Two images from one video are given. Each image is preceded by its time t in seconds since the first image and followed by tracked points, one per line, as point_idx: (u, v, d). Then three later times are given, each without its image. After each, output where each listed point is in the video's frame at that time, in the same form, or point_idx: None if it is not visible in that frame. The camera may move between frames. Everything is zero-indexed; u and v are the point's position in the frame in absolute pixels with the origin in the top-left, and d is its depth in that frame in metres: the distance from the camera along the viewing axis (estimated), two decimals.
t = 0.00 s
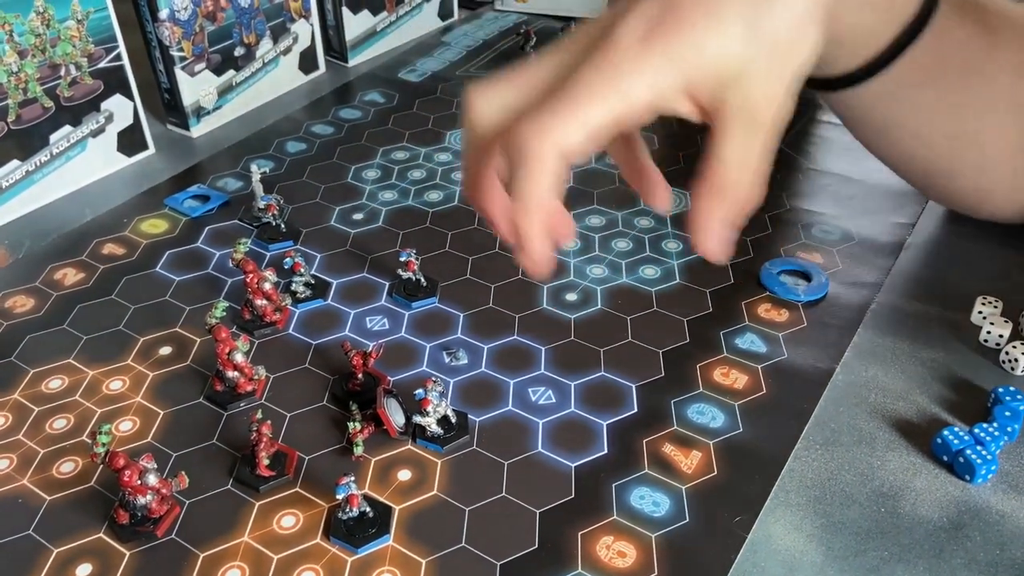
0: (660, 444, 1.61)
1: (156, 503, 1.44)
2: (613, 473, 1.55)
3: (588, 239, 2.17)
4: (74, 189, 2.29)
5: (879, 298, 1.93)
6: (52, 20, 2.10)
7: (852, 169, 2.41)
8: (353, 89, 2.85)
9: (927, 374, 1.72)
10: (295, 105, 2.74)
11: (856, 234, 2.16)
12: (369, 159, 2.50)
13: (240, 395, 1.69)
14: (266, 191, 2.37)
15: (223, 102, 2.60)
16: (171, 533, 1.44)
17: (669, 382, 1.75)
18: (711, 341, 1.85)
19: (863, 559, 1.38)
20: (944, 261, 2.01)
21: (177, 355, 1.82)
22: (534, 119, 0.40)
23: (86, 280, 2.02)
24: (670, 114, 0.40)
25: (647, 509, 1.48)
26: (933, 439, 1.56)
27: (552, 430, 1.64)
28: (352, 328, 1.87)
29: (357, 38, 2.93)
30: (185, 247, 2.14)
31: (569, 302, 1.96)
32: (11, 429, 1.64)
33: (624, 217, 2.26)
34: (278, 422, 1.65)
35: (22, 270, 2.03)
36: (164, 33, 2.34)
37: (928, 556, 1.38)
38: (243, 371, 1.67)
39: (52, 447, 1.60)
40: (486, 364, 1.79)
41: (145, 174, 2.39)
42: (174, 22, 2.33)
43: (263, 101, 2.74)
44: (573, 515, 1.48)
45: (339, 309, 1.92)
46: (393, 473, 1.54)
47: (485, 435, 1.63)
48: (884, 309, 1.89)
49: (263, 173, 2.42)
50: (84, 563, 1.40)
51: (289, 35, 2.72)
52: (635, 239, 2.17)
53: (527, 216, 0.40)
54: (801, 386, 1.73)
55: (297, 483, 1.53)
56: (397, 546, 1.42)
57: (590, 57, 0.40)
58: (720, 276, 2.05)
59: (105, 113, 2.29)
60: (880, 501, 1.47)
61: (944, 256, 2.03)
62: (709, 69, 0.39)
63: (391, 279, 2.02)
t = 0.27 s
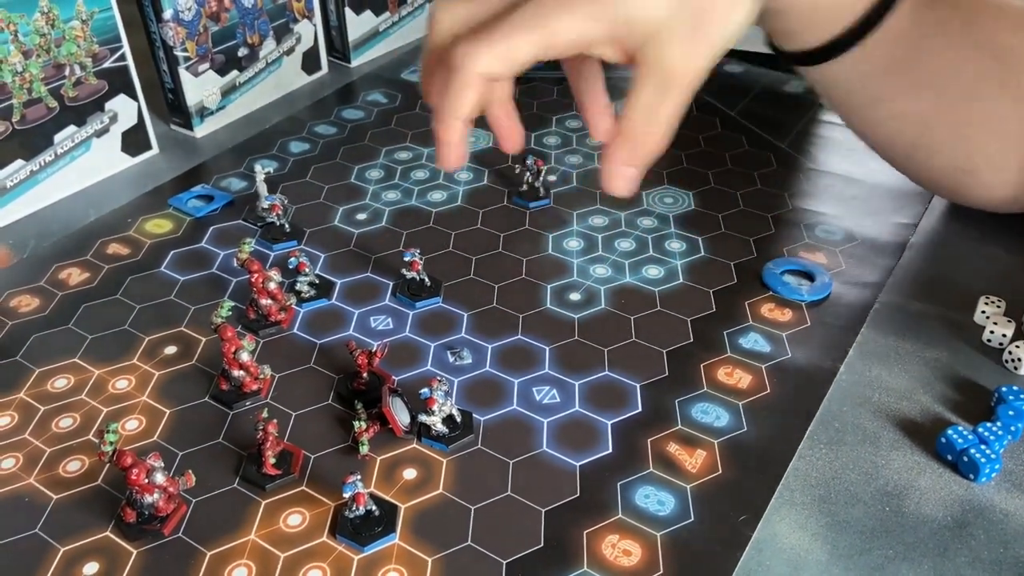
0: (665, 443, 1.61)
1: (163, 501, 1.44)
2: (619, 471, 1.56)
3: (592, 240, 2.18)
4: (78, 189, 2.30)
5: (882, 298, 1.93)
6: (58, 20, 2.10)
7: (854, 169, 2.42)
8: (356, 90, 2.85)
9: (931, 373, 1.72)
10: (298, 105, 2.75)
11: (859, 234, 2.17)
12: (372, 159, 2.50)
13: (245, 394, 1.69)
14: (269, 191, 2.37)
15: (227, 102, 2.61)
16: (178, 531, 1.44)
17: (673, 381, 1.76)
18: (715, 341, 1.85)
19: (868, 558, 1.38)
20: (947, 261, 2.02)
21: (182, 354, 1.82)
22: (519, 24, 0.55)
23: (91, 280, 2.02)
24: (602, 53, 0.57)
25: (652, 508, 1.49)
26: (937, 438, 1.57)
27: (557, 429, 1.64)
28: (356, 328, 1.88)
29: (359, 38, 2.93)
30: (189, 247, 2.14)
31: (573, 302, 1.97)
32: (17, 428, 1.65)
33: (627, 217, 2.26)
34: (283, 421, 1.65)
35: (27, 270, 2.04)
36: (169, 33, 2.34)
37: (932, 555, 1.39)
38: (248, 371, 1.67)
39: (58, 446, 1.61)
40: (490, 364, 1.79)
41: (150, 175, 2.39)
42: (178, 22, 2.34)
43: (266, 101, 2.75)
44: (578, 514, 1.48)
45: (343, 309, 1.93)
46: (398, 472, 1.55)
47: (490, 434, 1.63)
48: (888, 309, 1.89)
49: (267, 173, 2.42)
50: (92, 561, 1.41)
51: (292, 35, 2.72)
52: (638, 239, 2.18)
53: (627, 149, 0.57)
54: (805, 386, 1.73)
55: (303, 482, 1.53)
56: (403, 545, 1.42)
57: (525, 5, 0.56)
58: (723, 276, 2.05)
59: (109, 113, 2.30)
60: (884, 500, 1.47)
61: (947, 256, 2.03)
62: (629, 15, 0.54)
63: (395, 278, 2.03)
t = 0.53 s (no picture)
0: (659, 443, 1.62)
1: (158, 501, 1.44)
2: (614, 472, 1.56)
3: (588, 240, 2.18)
4: (75, 189, 2.30)
5: (876, 299, 1.94)
6: (54, 21, 2.11)
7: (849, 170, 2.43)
8: (353, 91, 2.86)
9: (925, 374, 1.73)
10: (295, 106, 2.75)
11: (854, 235, 2.18)
12: (369, 160, 2.51)
13: (241, 395, 1.69)
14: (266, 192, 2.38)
15: (223, 103, 2.61)
16: (174, 531, 1.44)
17: (668, 382, 1.76)
18: (710, 341, 1.86)
19: (861, 558, 1.39)
20: (941, 262, 2.03)
21: (178, 354, 1.82)
22: (587, 109, 0.27)
23: (87, 281, 2.03)
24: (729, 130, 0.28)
25: (647, 508, 1.49)
26: (930, 438, 1.57)
27: (553, 429, 1.65)
28: (352, 328, 1.88)
29: (357, 39, 2.94)
30: (186, 247, 2.15)
31: (569, 303, 1.97)
32: (14, 428, 1.65)
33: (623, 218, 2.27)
34: (279, 421, 1.65)
35: (24, 271, 2.04)
36: (166, 34, 2.35)
37: (925, 555, 1.39)
38: (244, 371, 1.68)
39: (55, 446, 1.61)
40: (486, 364, 1.79)
41: (146, 175, 2.39)
42: (175, 23, 2.34)
43: (263, 102, 2.75)
44: (573, 514, 1.49)
45: (340, 310, 1.93)
46: (394, 472, 1.55)
47: (485, 434, 1.63)
48: (882, 310, 1.90)
49: (264, 174, 2.43)
50: (87, 561, 1.41)
51: (289, 37, 2.73)
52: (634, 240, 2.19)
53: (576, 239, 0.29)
54: (799, 386, 1.74)
55: (299, 482, 1.53)
56: (398, 545, 1.43)
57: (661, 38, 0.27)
58: (719, 277, 2.06)
59: (106, 114, 2.30)
60: (878, 500, 1.48)
61: (940, 257, 2.04)
62: (770, 70, 0.27)
63: (392, 279, 2.03)
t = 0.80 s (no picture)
0: (656, 446, 1.61)
1: (152, 504, 1.43)
2: (610, 474, 1.56)
3: (584, 242, 2.18)
4: (70, 190, 2.29)
5: (873, 301, 1.94)
6: (49, 21, 2.10)
7: (846, 171, 2.43)
8: (350, 91, 2.85)
9: (922, 376, 1.73)
10: (291, 107, 2.75)
11: (851, 237, 2.17)
12: (365, 161, 2.50)
13: (236, 397, 1.69)
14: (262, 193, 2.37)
15: (220, 103, 2.60)
16: (168, 534, 1.44)
17: (665, 384, 1.76)
18: (707, 343, 1.86)
19: (858, 560, 1.39)
20: (937, 264, 2.03)
21: (173, 356, 1.82)
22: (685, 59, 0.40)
23: (82, 282, 2.02)
24: None
25: (643, 510, 1.49)
26: (927, 440, 1.57)
27: (549, 431, 1.64)
28: (348, 330, 1.87)
29: (353, 40, 2.94)
30: (181, 248, 2.14)
31: (565, 304, 1.97)
32: (7, 429, 1.64)
33: (620, 219, 2.27)
34: (275, 424, 1.65)
35: (18, 271, 2.03)
36: (161, 34, 2.34)
37: (922, 557, 1.39)
38: (239, 373, 1.67)
39: (49, 448, 1.60)
40: (482, 366, 1.79)
41: (142, 176, 2.39)
42: (170, 23, 2.33)
43: (259, 103, 2.75)
44: (569, 516, 1.48)
45: (336, 311, 1.93)
46: (389, 474, 1.55)
47: (481, 436, 1.63)
48: (878, 312, 1.90)
49: (260, 174, 2.42)
50: (80, 564, 1.40)
51: (286, 37, 2.72)
52: (630, 241, 2.18)
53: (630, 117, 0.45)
54: (796, 387, 1.74)
55: (293, 484, 1.53)
56: (393, 548, 1.42)
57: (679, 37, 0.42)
58: (715, 278, 2.05)
59: (101, 114, 2.29)
60: (875, 502, 1.48)
61: (937, 259, 2.04)
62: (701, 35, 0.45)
63: (388, 280, 2.03)
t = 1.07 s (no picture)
0: (657, 446, 1.61)
1: (152, 505, 1.43)
2: (611, 474, 1.55)
3: (585, 242, 2.18)
4: (69, 190, 2.29)
5: (874, 302, 1.94)
6: (48, 20, 2.09)
7: (846, 172, 2.43)
8: (349, 91, 2.85)
9: (923, 377, 1.73)
10: (291, 107, 2.74)
11: (851, 237, 2.17)
12: (365, 161, 2.50)
13: (236, 397, 1.68)
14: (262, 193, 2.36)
15: (219, 103, 2.60)
16: (168, 535, 1.43)
17: (666, 384, 1.75)
18: (707, 343, 1.85)
19: (859, 560, 1.39)
20: (938, 265, 2.03)
21: (173, 356, 1.81)
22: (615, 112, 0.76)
23: (81, 281, 2.01)
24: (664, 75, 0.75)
25: (644, 511, 1.48)
26: (929, 441, 1.57)
27: (550, 432, 1.64)
28: (348, 330, 1.87)
29: (353, 40, 2.93)
30: (180, 248, 2.13)
31: (566, 305, 1.96)
32: (6, 429, 1.64)
33: (620, 219, 2.26)
34: (275, 424, 1.64)
35: (17, 271, 2.02)
36: (160, 34, 2.33)
37: (924, 557, 1.39)
38: (239, 373, 1.66)
39: (48, 448, 1.60)
40: (483, 367, 1.78)
41: (141, 176, 2.38)
42: (170, 23, 2.32)
43: (259, 103, 2.74)
44: (571, 517, 1.48)
45: (336, 311, 1.92)
46: (390, 475, 1.54)
47: (482, 436, 1.63)
48: (879, 313, 1.90)
49: (259, 174, 2.42)
50: (80, 565, 1.40)
51: (285, 37, 2.72)
52: (631, 241, 2.18)
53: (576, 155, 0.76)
54: (797, 388, 1.73)
55: (294, 485, 1.52)
56: (394, 548, 1.42)
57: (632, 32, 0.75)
58: (716, 278, 2.05)
59: (101, 114, 2.29)
60: (876, 503, 1.48)
61: (938, 260, 2.04)
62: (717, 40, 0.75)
63: (388, 281, 2.02)
